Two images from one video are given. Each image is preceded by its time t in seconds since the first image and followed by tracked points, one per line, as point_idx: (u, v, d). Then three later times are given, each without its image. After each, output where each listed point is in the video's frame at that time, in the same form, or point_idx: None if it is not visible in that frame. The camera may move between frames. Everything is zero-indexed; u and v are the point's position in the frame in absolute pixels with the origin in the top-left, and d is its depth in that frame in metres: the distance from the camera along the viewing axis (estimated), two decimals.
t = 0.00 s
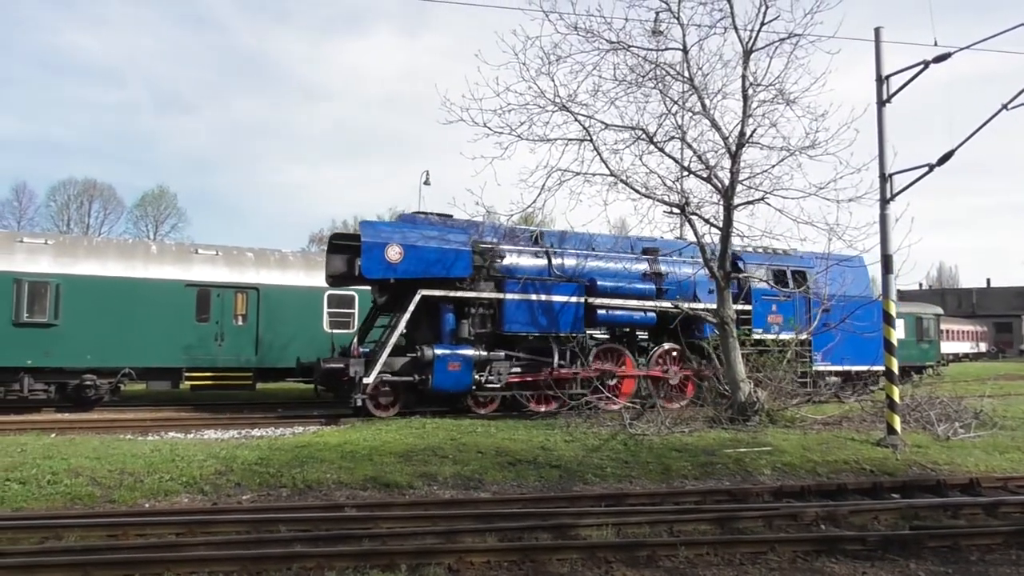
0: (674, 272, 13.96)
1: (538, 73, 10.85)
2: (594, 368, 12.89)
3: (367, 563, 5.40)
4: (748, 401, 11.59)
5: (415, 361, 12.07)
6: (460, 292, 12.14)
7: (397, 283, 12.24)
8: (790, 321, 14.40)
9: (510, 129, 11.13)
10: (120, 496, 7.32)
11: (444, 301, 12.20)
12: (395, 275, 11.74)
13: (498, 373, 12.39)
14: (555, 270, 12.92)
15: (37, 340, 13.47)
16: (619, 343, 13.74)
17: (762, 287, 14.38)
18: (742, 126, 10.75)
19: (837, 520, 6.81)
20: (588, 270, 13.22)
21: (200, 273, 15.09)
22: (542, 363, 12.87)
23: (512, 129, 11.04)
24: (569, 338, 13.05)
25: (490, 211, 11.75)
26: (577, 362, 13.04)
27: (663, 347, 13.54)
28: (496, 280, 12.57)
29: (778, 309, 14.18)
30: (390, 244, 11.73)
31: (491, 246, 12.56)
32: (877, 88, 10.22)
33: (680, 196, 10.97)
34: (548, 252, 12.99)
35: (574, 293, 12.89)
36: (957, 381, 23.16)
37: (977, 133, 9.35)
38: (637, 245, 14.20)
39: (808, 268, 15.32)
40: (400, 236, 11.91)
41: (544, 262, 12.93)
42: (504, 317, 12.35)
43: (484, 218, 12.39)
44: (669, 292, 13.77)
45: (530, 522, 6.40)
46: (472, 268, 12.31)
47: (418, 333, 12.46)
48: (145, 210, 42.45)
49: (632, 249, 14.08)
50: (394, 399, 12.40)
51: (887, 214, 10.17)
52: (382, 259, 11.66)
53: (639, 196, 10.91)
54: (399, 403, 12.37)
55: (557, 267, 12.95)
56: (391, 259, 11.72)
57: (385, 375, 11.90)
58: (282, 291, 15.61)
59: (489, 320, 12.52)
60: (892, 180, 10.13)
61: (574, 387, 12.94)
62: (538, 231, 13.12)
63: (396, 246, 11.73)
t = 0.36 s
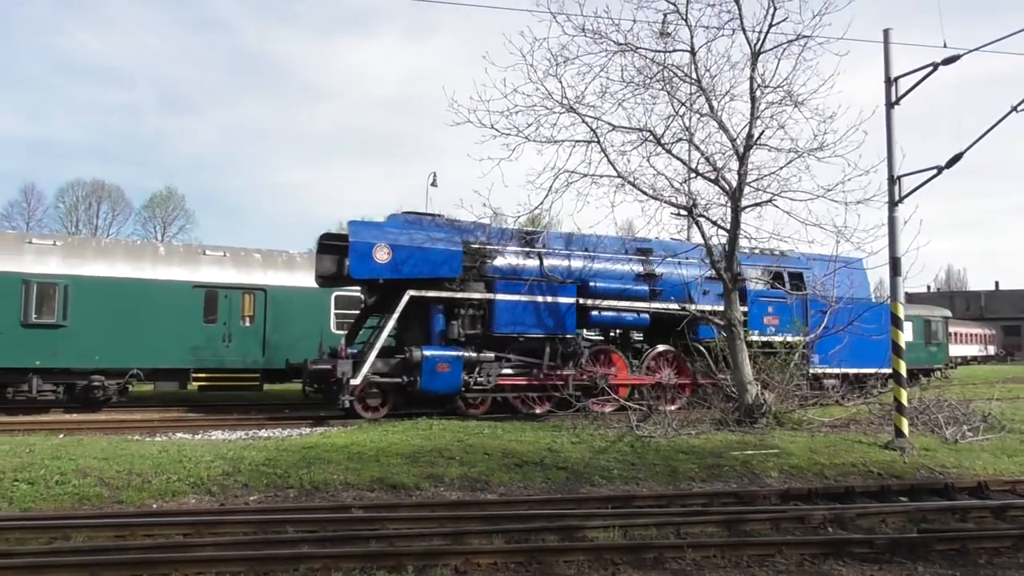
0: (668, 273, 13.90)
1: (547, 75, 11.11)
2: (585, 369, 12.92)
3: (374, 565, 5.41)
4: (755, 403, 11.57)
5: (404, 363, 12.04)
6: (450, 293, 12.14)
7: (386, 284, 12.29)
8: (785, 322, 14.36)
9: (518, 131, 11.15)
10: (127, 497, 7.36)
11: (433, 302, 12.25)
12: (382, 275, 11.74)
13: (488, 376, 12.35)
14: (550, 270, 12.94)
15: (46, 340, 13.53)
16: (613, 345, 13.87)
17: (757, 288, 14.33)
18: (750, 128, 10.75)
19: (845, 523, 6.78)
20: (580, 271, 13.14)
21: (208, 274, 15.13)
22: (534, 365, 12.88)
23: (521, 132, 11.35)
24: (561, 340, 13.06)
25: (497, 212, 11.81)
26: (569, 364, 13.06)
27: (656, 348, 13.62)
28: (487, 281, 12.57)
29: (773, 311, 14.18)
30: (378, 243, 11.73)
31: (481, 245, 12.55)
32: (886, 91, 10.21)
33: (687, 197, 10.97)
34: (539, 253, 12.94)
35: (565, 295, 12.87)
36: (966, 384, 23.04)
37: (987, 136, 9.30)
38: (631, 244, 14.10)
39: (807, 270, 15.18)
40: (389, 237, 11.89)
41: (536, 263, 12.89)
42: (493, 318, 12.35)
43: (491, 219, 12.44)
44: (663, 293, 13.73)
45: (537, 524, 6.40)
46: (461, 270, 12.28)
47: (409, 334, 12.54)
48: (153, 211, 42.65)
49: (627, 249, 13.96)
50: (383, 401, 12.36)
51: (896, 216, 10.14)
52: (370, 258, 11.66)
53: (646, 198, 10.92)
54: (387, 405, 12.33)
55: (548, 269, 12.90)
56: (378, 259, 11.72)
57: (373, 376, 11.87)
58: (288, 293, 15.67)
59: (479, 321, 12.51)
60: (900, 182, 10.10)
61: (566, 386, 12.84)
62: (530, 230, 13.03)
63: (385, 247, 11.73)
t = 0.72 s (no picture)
0: (661, 273, 13.88)
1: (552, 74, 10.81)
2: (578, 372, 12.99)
3: (380, 564, 5.42)
4: (762, 404, 11.55)
5: (391, 363, 12.03)
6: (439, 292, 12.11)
7: (374, 283, 12.15)
8: (781, 323, 14.36)
9: (524, 131, 11.13)
10: (135, 496, 7.39)
11: (422, 301, 12.22)
12: (371, 275, 11.62)
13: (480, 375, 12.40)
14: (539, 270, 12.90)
15: (54, 341, 13.59)
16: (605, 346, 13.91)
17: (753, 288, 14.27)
18: (757, 128, 10.71)
19: (852, 524, 6.76)
20: (571, 270, 13.13)
21: (214, 274, 15.34)
22: (523, 365, 12.89)
23: (525, 132, 10.99)
24: (553, 339, 13.06)
25: (502, 213, 11.84)
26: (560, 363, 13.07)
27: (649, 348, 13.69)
28: (476, 280, 12.53)
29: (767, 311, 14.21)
30: (365, 243, 11.59)
31: (469, 245, 12.55)
32: (894, 91, 10.17)
33: (693, 198, 10.95)
34: (530, 252, 12.91)
35: (554, 295, 12.89)
36: (973, 385, 22.93)
37: (997, 135, 9.25)
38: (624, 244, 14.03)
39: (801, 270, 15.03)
40: (376, 235, 11.75)
41: (526, 262, 12.88)
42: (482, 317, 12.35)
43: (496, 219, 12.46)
44: (655, 293, 13.73)
45: (543, 524, 6.41)
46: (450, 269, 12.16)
47: (396, 334, 12.48)
48: (160, 211, 42.80)
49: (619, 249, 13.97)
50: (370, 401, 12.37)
51: (904, 217, 10.11)
52: (357, 258, 11.52)
53: (653, 198, 10.88)
54: (375, 405, 12.32)
55: (539, 268, 12.91)
56: (366, 258, 11.58)
57: (360, 376, 11.86)
58: (295, 293, 15.72)
59: (467, 321, 12.49)
60: (908, 182, 10.06)
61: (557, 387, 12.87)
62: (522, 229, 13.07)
63: (371, 246, 11.58)
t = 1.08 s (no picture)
0: (659, 272, 13.79)
1: (563, 74, 10.84)
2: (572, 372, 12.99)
3: (388, 563, 5.42)
4: (771, 406, 11.52)
5: (382, 362, 11.99)
6: (430, 292, 12.03)
7: (364, 281, 12.26)
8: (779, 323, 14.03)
9: (534, 131, 11.13)
10: (145, 493, 7.43)
11: (413, 300, 12.12)
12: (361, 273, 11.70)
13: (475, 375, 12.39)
14: (532, 270, 12.82)
15: (65, 338, 13.67)
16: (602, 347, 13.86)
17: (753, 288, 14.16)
18: (768, 128, 10.69)
19: (861, 527, 6.72)
20: (566, 270, 13.09)
21: (224, 271, 15.45)
22: (515, 365, 12.80)
23: (535, 132, 11.08)
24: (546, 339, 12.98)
25: (512, 213, 11.85)
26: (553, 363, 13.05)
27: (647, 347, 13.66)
28: (468, 280, 12.47)
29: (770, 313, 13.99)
30: (355, 241, 11.64)
31: (462, 244, 12.48)
32: (906, 92, 10.12)
33: (703, 199, 10.92)
34: (524, 251, 12.83)
35: (547, 294, 12.79)
36: (985, 389, 22.77)
37: (1010, 137, 9.18)
38: (620, 245, 13.99)
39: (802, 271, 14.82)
40: (366, 233, 11.80)
41: (520, 262, 12.81)
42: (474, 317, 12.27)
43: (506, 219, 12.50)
44: (652, 292, 13.63)
45: (551, 524, 6.40)
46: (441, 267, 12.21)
47: (389, 333, 12.50)
48: (170, 210, 42.98)
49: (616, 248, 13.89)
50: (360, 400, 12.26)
51: (915, 219, 10.05)
52: (347, 256, 11.59)
53: (662, 199, 10.86)
54: (365, 405, 12.26)
55: (533, 267, 12.85)
56: (356, 256, 11.65)
57: (350, 375, 11.84)
58: (304, 292, 15.75)
59: (458, 320, 12.39)
60: (920, 184, 10.01)
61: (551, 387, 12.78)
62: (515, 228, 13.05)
63: (361, 243, 11.64)
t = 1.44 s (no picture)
0: (657, 271, 13.76)
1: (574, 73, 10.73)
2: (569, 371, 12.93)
3: (401, 562, 5.43)
4: (784, 407, 11.46)
5: (376, 361, 11.89)
6: (426, 291, 11.92)
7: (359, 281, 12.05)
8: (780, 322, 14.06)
9: (546, 131, 11.11)
10: (159, 491, 7.49)
11: (408, 299, 12.06)
12: (355, 271, 11.45)
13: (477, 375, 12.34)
14: (529, 269, 12.76)
15: (80, 336, 13.78)
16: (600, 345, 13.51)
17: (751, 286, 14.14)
18: (781, 128, 10.63)
19: (876, 530, 6.67)
20: (562, 268, 13.04)
21: (238, 272, 15.63)
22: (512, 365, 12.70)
23: (546, 131, 10.99)
24: (542, 339, 12.88)
25: (524, 213, 11.84)
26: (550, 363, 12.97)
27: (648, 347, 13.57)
28: (463, 278, 12.38)
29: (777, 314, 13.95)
30: (349, 239, 11.43)
31: (457, 244, 12.41)
32: (922, 90, 10.04)
33: (716, 198, 10.88)
34: (520, 250, 12.77)
35: (544, 294, 12.71)
36: (1001, 391, 22.54)
37: None
38: (618, 243, 13.95)
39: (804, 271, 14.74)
40: (360, 232, 11.60)
41: (516, 261, 12.72)
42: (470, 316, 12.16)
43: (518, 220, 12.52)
44: (650, 292, 13.59)
45: (563, 524, 6.40)
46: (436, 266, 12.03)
47: (383, 333, 12.36)
48: (184, 210, 43.30)
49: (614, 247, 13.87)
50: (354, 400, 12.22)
51: (931, 218, 9.97)
52: (341, 254, 11.36)
53: (675, 198, 10.82)
54: (358, 404, 12.19)
55: (529, 266, 12.80)
56: (349, 255, 11.41)
57: (344, 374, 11.73)
58: (318, 291, 15.78)
59: (453, 319, 12.32)
60: (936, 183, 9.92)
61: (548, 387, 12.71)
62: (510, 227, 13.04)
63: (355, 242, 11.44)
